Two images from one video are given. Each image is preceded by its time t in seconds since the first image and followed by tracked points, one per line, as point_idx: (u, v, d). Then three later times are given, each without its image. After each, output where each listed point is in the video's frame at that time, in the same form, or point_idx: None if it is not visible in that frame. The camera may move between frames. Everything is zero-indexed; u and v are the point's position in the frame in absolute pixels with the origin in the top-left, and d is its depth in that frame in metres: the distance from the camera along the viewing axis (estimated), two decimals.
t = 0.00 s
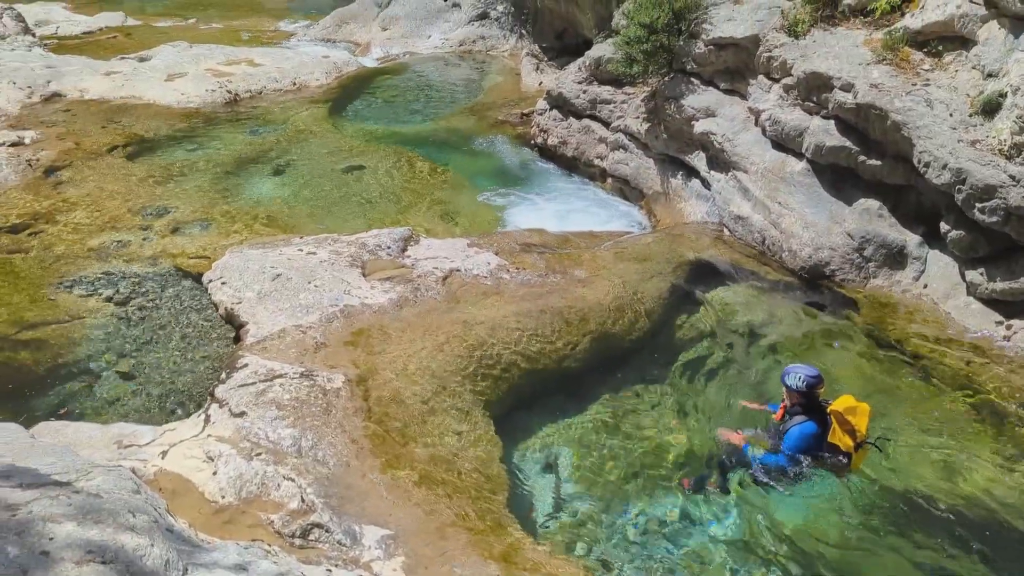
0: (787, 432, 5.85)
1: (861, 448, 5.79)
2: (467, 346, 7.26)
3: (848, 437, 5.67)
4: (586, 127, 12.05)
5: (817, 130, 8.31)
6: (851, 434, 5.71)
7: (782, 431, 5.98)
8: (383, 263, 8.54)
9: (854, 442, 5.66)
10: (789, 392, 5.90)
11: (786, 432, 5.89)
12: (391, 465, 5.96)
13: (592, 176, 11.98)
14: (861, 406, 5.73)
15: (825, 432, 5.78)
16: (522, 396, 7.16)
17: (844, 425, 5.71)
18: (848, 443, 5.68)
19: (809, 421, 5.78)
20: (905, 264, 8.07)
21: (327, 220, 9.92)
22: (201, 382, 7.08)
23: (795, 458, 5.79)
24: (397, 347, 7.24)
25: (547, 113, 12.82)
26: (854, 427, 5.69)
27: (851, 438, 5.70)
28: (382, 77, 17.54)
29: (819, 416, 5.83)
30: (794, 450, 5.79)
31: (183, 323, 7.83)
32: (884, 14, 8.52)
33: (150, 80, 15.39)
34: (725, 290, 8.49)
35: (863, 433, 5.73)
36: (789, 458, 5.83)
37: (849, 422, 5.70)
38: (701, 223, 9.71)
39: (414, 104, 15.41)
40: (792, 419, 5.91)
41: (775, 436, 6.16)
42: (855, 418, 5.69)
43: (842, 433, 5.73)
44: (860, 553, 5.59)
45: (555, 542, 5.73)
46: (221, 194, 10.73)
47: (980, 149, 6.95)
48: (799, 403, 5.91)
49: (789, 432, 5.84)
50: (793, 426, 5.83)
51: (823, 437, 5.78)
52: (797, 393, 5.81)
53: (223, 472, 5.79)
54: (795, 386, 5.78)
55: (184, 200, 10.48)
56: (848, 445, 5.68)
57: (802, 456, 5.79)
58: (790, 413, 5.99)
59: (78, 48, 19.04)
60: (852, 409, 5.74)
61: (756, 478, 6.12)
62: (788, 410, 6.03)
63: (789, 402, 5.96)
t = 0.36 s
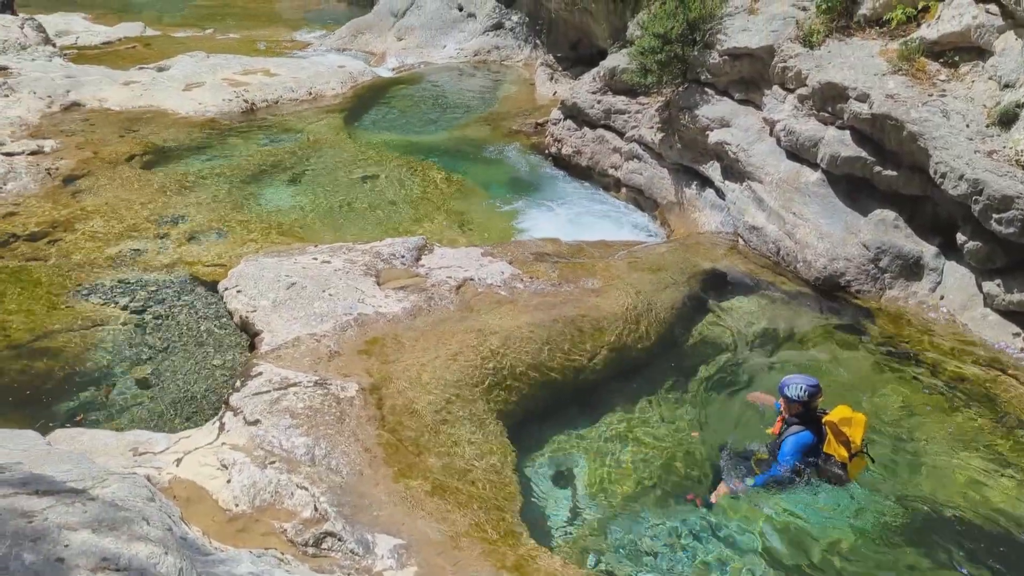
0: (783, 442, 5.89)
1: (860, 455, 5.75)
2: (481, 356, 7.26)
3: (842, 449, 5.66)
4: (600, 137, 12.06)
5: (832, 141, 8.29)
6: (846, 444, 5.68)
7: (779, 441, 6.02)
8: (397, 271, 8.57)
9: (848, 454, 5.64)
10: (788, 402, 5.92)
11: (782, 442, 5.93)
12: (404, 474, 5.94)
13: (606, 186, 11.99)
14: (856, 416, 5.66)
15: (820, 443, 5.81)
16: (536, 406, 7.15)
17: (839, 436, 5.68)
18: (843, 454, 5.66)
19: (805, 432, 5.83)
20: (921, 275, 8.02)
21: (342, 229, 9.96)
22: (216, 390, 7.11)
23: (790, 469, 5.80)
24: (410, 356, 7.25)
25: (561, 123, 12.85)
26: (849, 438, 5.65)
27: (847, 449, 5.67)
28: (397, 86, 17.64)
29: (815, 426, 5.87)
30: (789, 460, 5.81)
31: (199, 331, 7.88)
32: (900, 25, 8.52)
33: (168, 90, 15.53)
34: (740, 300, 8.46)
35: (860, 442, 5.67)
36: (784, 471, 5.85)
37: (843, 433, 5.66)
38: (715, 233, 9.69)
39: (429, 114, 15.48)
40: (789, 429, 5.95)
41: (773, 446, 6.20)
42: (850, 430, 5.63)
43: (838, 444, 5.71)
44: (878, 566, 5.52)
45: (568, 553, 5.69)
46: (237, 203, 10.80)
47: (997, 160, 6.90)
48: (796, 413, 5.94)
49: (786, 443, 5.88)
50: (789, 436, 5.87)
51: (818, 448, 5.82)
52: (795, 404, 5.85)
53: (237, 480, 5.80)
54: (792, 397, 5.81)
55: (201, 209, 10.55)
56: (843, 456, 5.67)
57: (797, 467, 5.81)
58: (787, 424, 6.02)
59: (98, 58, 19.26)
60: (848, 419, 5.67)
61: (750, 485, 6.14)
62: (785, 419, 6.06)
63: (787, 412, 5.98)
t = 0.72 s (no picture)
0: (782, 453, 5.85)
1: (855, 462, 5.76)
2: (493, 365, 7.26)
3: (839, 457, 5.64)
4: (613, 147, 12.07)
5: (846, 151, 8.27)
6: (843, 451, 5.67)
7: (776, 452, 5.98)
8: (410, 280, 8.60)
9: (847, 460, 5.63)
10: (783, 412, 5.88)
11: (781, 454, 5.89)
12: (417, 483, 5.94)
13: (619, 196, 11.99)
14: (851, 423, 5.66)
15: (817, 451, 5.82)
16: (548, 416, 7.13)
17: (835, 444, 5.66)
18: (840, 461, 5.65)
19: (803, 442, 5.81)
20: (937, 286, 7.98)
21: (355, 238, 10.00)
22: (230, 398, 7.14)
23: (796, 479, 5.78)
24: (423, 365, 7.25)
25: (574, 132, 12.87)
26: (846, 445, 5.63)
27: (843, 456, 5.66)
28: (411, 96, 17.72)
29: (810, 435, 5.86)
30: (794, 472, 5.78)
31: (213, 340, 7.92)
32: (915, 35, 8.47)
33: (184, 100, 15.66)
34: (754, 311, 8.44)
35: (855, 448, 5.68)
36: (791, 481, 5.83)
37: (840, 440, 5.64)
38: (729, 243, 9.67)
39: (442, 124, 15.54)
40: (785, 439, 5.92)
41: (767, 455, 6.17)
42: (846, 436, 5.63)
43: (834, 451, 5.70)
44: None
45: (581, 564, 5.66)
46: (252, 212, 10.87)
47: (1013, 171, 6.85)
48: (792, 423, 5.91)
49: (786, 454, 5.85)
50: (788, 447, 5.84)
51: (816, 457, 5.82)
52: (793, 414, 5.81)
53: (250, 489, 5.81)
54: (789, 407, 5.78)
55: (216, 217, 10.62)
56: (841, 464, 5.66)
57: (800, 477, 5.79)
58: (781, 434, 6.00)
59: (115, 68, 19.46)
60: (843, 426, 5.66)
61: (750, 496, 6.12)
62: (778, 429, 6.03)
63: (782, 421, 5.94)
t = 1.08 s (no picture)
0: (775, 462, 5.79)
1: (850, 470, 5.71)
2: (502, 374, 7.25)
3: (833, 464, 5.59)
4: (623, 156, 12.08)
5: (857, 160, 8.25)
6: (837, 459, 5.63)
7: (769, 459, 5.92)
8: (421, 289, 8.62)
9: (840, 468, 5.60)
10: (773, 420, 5.86)
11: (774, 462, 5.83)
12: (427, 492, 5.93)
13: (629, 205, 11.99)
14: (842, 428, 5.64)
15: (810, 459, 5.75)
16: (558, 426, 7.11)
17: (829, 451, 5.62)
18: (834, 468, 5.61)
19: (794, 449, 5.75)
20: (949, 296, 7.95)
21: (366, 247, 10.03)
22: (241, 406, 7.16)
23: (790, 489, 5.67)
24: (433, 374, 7.26)
25: (584, 142, 12.89)
26: (838, 452, 5.60)
27: (838, 463, 5.62)
28: (421, 105, 17.80)
29: (803, 442, 5.80)
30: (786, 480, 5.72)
31: (225, 348, 7.94)
32: (926, 44, 8.50)
33: (197, 109, 15.75)
34: (765, 321, 8.42)
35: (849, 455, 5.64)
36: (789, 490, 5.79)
37: (832, 447, 5.61)
38: (740, 253, 9.66)
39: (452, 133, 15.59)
40: (778, 447, 5.86)
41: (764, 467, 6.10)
42: (838, 443, 5.60)
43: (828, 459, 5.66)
44: None
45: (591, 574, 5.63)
46: (264, 220, 10.92)
47: None
48: (783, 431, 5.86)
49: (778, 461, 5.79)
50: (780, 455, 5.78)
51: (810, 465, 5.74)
52: (782, 421, 5.78)
53: (260, 496, 5.82)
54: (777, 414, 5.76)
55: (228, 226, 10.68)
56: (836, 471, 5.61)
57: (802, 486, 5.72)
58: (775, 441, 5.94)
59: (128, 77, 19.62)
60: (835, 433, 5.64)
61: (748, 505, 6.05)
62: (772, 439, 5.98)
63: (773, 430, 5.89)
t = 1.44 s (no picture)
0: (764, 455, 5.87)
1: (840, 476, 5.71)
2: (511, 380, 7.24)
3: (819, 464, 5.63)
4: (632, 162, 12.08)
5: (868, 167, 8.26)
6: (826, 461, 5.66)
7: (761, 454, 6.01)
8: (429, 295, 8.63)
9: (825, 469, 5.63)
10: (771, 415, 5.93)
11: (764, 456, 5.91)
12: (435, 498, 5.92)
13: (638, 211, 11.98)
14: (836, 433, 5.67)
15: (801, 458, 5.79)
16: (566, 432, 7.09)
17: (818, 452, 5.66)
18: (820, 469, 5.64)
19: (785, 446, 5.81)
20: (960, 302, 7.92)
21: (376, 253, 10.05)
22: (250, 411, 7.18)
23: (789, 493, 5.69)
24: (442, 380, 7.26)
25: (593, 147, 12.89)
26: (826, 453, 5.65)
27: (825, 466, 5.64)
28: (430, 111, 17.85)
29: (797, 441, 5.87)
30: (770, 472, 5.80)
31: (234, 354, 7.97)
32: (936, 50, 8.48)
33: (207, 115, 15.84)
34: (774, 327, 8.39)
35: (839, 460, 5.65)
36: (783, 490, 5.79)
37: (822, 449, 5.65)
38: (749, 259, 9.65)
39: (461, 138, 15.62)
40: (771, 442, 5.93)
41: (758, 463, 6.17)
42: (828, 446, 5.63)
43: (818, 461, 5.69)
44: None
45: None
46: (274, 226, 10.95)
47: None
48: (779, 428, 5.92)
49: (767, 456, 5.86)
50: (769, 450, 5.86)
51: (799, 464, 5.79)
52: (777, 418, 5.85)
53: (269, 502, 5.83)
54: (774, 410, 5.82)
55: (238, 231, 10.73)
56: (821, 473, 5.64)
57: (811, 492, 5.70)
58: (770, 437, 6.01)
59: (140, 84, 19.74)
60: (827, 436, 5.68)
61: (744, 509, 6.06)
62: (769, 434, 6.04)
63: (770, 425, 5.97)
